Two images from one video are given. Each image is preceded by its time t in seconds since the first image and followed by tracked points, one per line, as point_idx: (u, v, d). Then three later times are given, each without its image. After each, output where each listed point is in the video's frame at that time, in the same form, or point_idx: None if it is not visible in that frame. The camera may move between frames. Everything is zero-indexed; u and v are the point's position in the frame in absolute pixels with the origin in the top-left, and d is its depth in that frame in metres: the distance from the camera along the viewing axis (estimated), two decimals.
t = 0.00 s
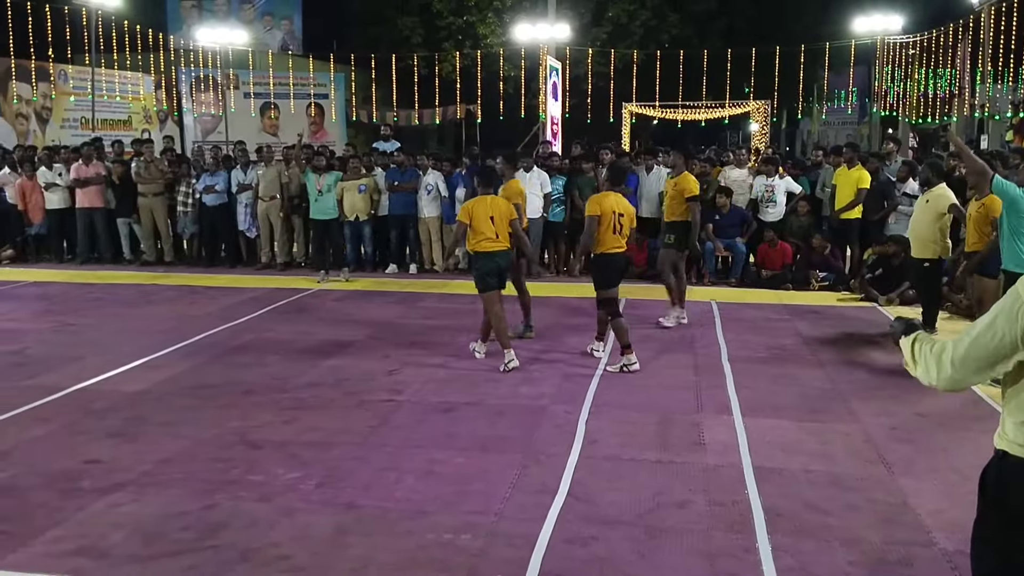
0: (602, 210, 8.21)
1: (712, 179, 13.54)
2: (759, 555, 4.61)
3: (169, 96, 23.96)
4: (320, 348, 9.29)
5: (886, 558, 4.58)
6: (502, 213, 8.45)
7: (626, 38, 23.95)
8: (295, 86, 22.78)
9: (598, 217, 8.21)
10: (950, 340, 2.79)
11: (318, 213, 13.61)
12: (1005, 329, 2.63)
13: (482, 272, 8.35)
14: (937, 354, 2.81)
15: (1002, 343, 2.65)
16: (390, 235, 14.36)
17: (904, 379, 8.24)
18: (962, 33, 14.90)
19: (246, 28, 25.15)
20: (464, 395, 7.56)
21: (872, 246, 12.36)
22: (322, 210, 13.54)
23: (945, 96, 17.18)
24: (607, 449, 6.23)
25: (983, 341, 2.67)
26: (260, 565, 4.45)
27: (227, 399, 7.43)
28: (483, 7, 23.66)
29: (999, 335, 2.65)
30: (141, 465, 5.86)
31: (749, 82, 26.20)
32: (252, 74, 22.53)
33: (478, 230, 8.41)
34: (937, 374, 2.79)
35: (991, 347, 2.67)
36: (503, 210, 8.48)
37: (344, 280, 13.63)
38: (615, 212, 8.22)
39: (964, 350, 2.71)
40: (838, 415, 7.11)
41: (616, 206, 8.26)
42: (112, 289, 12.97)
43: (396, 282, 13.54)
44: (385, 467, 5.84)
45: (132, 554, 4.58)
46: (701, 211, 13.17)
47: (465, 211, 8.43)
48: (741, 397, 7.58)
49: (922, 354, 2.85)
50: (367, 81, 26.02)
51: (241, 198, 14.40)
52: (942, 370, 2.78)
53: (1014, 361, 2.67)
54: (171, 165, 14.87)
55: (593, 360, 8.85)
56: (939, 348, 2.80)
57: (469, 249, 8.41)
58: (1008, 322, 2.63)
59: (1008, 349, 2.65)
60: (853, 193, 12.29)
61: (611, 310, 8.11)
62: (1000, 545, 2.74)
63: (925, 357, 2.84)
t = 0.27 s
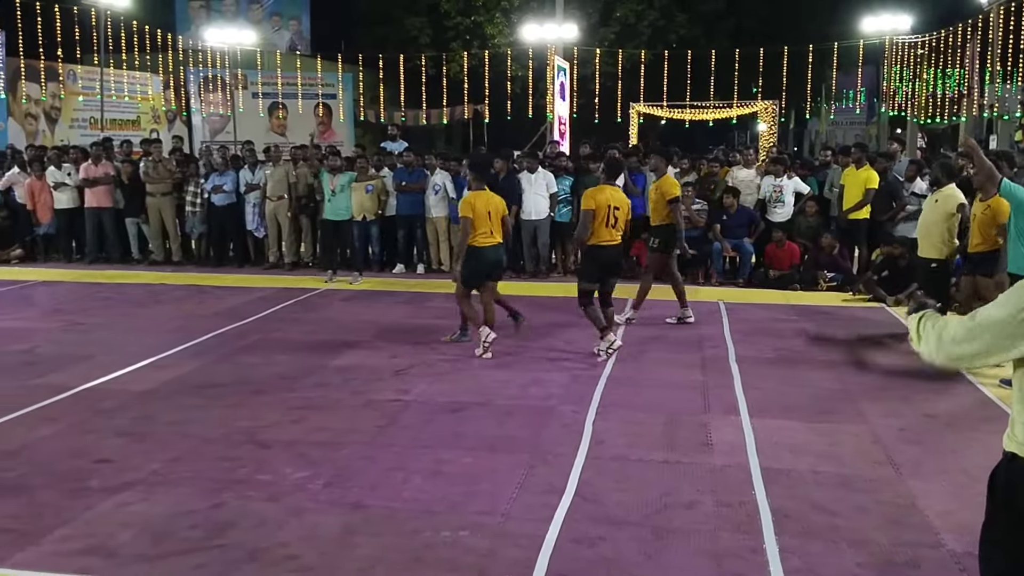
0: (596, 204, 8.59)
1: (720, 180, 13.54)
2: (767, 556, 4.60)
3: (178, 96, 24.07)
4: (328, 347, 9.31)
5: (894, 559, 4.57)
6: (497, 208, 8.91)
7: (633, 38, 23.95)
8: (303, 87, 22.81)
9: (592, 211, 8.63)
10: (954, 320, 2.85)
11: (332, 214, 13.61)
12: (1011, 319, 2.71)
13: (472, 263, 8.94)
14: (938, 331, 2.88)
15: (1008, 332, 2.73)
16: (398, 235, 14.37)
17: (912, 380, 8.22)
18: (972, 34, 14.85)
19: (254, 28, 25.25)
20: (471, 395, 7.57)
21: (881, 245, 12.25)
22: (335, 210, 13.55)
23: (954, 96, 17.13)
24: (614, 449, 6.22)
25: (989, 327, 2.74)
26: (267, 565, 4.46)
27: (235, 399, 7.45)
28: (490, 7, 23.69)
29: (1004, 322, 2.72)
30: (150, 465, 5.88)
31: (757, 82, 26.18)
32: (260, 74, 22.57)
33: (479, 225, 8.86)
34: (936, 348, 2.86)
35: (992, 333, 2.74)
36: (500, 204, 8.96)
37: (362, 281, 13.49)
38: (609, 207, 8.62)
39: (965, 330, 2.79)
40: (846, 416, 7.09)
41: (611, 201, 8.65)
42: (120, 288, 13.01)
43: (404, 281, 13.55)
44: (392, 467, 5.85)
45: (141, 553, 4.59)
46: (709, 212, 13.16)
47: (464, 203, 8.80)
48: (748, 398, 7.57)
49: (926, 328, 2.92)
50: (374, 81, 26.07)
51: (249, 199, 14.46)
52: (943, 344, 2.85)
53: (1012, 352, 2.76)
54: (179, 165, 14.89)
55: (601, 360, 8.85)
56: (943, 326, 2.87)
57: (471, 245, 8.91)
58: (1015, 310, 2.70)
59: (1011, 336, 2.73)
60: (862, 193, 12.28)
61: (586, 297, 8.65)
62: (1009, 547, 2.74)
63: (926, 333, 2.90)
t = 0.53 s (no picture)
0: (591, 208, 8.62)
1: (730, 180, 13.57)
2: (777, 557, 4.57)
3: (188, 96, 24.17)
4: (337, 347, 9.31)
5: (905, 561, 4.53)
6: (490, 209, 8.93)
7: (643, 38, 23.89)
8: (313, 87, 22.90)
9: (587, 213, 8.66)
10: (979, 304, 3.07)
11: (347, 213, 13.66)
12: None
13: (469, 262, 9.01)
14: (961, 311, 3.10)
15: None
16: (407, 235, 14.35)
17: (923, 381, 8.17)
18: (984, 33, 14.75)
19: (264, 28, 25.29)
20: (479, 395, 7.56)
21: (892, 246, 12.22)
22: (350, 210, 13.61)
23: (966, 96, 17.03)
24: (623, 450, 6.20)
25: (1008, 316, 2.98)
26: (277, 564, 4.46)
27: (244, 399, 7.46)
28: (500, 7, 23.67)
29: None
30: (160, 464, 5.89)
31: (767, 82, 26.08)
32: (269, 74, 22.59)
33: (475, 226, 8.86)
34: (959, 327, 3.08)
35: (1013, 325, 2.98)
36: (491, 204, 8.98)
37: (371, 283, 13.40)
38: (603, 208, 8.68)
39: (986, 316, 3.02)
40: (856, 416, 7.05)
41: (605, 202, 8.69)
42: (130, 288, 13.05)
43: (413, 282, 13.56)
44: (401, 467, 5.84)
45: (151, 552, 4.60)
46: (718, 213, 13.13)
47: (460, 204, 8.74)
48: (758, 398, 7.54)
49: (950, 308, 3.13)
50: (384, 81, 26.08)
51: (258, 198, 14.49)
52: (964, 325, 3.07)
53: None
54: (188, 165, 14.94)
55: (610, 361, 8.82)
56: (967, 308, 3.08)
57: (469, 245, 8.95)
58: None
59: None
60: (873, 193, 12.22)
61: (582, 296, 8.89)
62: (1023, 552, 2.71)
63: (950, 312, 3.12)
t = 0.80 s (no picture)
0: (576, 208, 9.11)
1: (743, 180, 13.44)
2: (790, 559, 4.55)
3: (201, 97, 24.32)
4: (349, 347, 9.32)
5: (919, 563, 4.50)
6: (484, 207, 8.99)
7: (655, 38, 23.86)
8: (326, 87, 22.78)
9: (578, 213, 9.15)
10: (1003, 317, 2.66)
11: (362, 214, 13.47)
12: None
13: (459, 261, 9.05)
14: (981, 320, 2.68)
15: None
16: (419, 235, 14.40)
17: (937, 382, 8.11)
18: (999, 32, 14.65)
19: (277, 28, 25.40)
20: (492, 395, 7.55)
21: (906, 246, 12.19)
22: (364, 211, 13.43)
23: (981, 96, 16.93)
24: (636, 451, 6.18)
25: None
26: (289, 563, 4.47)
27: (257, 398, 7.47)
28: (512, 7, 23.68)
29: None
30: (173, 463, 5.91)
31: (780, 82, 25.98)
32: (282, 74, 22.64)
33: (464, 224, 8.95)
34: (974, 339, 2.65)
35: None
36: (485, 203, 9.01)
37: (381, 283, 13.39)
38: (590, 207, 9.10)
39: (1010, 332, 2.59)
40: (869, 417, 7.01)
41: (590, 202, 9.10)
42: (144, 287, 13.12)
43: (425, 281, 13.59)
44: (413, 466, 5.85)
45: (164, 551, 4.62)
46: (731, 213, 13.07)
47: (450, 205, 8.82)
48: (771, 399, 7.51)
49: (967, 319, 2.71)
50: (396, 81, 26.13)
51: (271, 198, 14.51)
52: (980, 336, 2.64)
53: None
54: (201, 165, 15.00)
55: (622, 361, 8.81)
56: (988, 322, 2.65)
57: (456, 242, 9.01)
58: None
59: None
60: (888, 193, 12.18)
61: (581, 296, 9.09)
62: None
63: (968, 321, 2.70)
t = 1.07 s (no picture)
0: (579, 207, 9.32)
1: (757, 180, 13.41)
2: (803, 560, 4.53)
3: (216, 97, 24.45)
4: (362, 347, 9.35)
5: (933, 565, 4.47)
6: (488, 206, 9.06)
7: (669, 38, 23.82)
8: (339, 87, 23.07)
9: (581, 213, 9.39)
10: None
11: (373, 215, 13.79)
12: None
13: (464, 258, 9.04)
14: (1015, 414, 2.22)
15: None
16: (432, 236, 14.45)
17: (951, 383, 8.06)
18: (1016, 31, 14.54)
19: (291, 29, 25.49)
20: (504, 395, 7.56)
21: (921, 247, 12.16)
22: (376, 212, 13.73)
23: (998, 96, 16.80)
24: (648, 451, 6.17)
25: None
26: (302, 561, 4.49)
27: (270, 397, 7.51)
28: (526, 7, 23.67)
29: None
30: (187, 461, 5.94)
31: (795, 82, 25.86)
32: (297, 74, 22.73)
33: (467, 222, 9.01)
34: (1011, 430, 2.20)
35: None
36: (490, 203, 9.07)
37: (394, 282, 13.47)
38: (592, 205, 9.22)
39: None
40: (883, 419, 6.97)
41: (592, 200, 9.25)
42: (158, 286, 13.19)
43: (438, 281, 13.60)
44: (425, 466, 5.86)
45: (177, 548, 4.64)
46: (745, 214, 13.01)
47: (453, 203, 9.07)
48: (784, 400, 7.49)
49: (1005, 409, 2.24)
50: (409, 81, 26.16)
51: (285, 198, 14.58)
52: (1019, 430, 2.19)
53: None
54: (215, 165, 15.10)
55: (634, 361, 8.80)
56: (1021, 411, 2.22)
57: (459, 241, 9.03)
58: None
59: None
60: (903, 193, 12.13)
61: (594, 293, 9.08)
62: None
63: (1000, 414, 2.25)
